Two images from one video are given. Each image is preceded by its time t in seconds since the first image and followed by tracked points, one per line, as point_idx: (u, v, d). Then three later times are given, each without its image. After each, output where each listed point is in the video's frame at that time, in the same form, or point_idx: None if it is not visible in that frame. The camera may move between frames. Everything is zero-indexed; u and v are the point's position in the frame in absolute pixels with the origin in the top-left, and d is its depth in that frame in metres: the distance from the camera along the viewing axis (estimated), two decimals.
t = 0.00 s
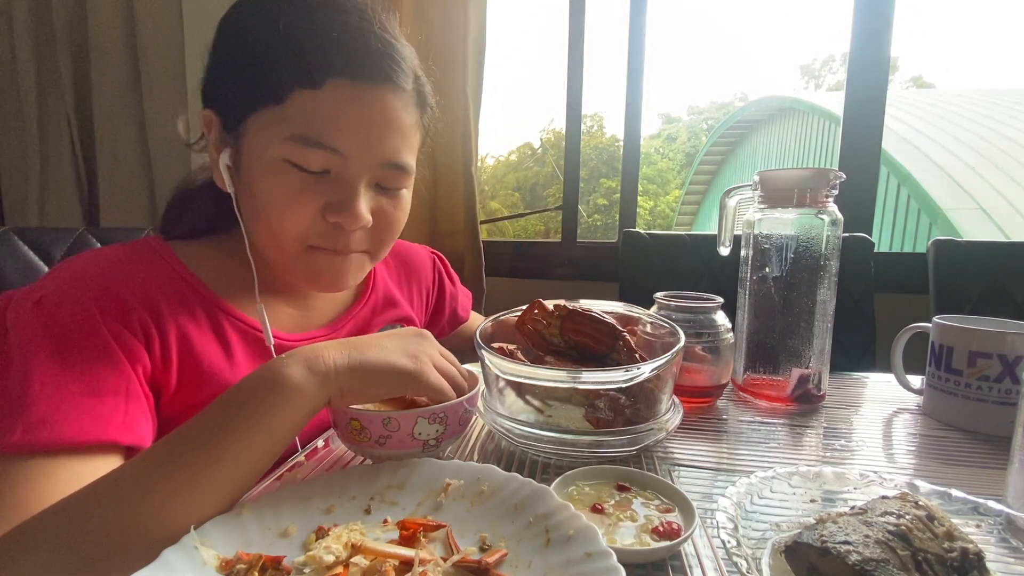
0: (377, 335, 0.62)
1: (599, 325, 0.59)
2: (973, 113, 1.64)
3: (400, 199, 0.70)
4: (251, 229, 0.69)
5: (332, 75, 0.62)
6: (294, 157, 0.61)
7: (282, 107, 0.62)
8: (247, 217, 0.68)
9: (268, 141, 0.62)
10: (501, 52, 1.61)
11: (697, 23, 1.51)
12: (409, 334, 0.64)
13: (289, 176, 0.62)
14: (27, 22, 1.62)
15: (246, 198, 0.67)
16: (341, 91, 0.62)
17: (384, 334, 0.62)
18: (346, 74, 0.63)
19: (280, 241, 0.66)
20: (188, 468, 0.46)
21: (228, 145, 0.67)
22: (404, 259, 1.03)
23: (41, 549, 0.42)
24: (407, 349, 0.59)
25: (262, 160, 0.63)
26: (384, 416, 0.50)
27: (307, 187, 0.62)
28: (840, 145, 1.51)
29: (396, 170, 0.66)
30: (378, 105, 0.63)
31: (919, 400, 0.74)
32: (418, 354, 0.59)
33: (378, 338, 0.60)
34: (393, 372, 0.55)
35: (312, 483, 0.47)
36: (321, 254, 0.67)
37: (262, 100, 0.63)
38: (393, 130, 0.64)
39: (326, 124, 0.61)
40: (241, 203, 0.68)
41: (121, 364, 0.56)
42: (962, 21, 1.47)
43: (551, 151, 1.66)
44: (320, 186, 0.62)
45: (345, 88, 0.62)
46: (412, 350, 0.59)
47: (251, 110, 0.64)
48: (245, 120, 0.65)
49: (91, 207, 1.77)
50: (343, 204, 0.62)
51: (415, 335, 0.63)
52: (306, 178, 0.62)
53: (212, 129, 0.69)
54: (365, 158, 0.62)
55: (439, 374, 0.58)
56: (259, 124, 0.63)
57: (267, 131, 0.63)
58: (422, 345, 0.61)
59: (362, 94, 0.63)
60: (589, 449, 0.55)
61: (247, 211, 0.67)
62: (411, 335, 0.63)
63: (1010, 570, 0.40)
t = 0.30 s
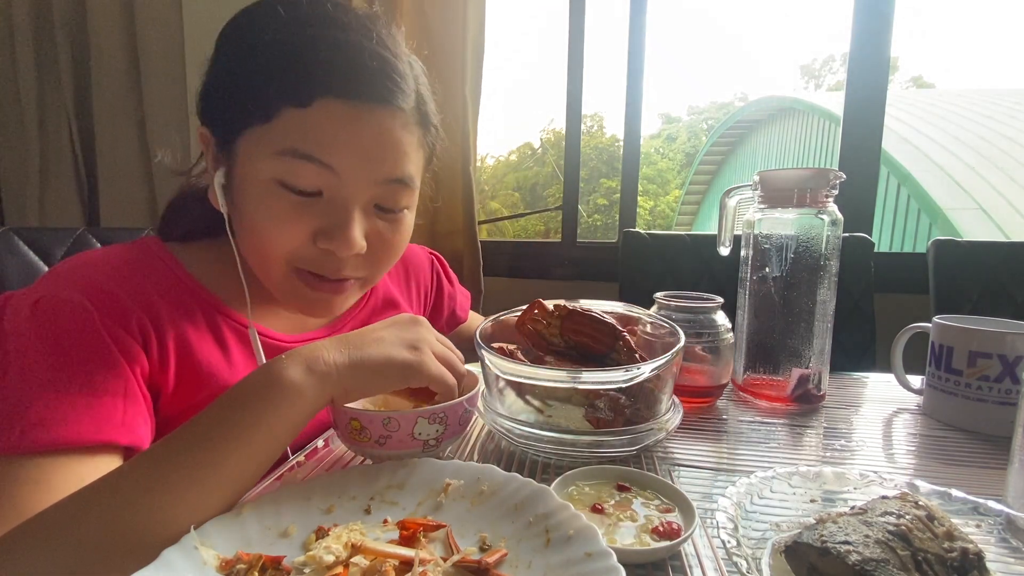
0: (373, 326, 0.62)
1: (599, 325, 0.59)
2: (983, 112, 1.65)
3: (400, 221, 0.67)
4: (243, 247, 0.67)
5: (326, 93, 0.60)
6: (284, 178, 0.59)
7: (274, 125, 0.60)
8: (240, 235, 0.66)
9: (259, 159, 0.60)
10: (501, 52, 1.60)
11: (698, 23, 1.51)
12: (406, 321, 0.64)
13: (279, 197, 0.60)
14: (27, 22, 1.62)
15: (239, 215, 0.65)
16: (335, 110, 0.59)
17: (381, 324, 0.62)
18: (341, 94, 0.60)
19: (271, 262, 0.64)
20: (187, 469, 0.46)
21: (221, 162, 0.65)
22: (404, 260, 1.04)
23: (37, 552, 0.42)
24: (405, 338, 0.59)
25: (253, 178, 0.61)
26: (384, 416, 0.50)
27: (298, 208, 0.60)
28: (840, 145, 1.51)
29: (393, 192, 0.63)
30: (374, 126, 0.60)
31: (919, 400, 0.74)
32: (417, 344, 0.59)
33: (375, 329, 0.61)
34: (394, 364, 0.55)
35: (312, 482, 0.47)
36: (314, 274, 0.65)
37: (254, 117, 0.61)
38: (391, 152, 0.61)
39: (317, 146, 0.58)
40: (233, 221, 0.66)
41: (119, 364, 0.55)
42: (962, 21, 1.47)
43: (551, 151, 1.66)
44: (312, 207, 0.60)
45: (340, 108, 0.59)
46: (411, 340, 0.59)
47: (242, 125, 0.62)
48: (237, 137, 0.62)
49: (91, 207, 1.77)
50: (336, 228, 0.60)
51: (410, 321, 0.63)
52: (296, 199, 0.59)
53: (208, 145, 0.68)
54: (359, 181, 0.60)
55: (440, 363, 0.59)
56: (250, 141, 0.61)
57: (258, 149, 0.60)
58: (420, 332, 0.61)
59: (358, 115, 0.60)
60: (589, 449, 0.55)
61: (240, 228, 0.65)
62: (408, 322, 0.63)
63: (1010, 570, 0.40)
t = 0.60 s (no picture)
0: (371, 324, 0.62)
1: (599, 325, 0.59)
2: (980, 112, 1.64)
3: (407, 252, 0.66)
4: (250, 273, 0.66)
5: (337, 136, 0.57)
6: (289, 215, 0.57)
7: (281, 163, 0.58)
8: (246, 261, 0.65)
9: (266, 193, 0.59)
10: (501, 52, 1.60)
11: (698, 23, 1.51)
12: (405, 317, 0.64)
13: (286, 233, 0.58)
14: (27, 22, 1.62)
15: (245, 242, 0.64)
16: (346, 154, 0.57)
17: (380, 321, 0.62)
18: (354, 137, 0.58)
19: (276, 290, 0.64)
20: (190, 469, 0.46)
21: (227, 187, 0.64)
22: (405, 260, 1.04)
23: (38, 550, 0.42)
24: (404, 334, 0.59)
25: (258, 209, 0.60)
26: (384, 415, 0.50)
27: (306, 244, 0.58)
28: (840, 145, 1.51)
29: (402, 229, 0.61)
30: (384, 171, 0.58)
31: (919, 400, 0.74)
32: (414, 339, 0.59)
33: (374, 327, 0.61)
34: (393, 361, 0.55)
35: (312, 482, 0.47)
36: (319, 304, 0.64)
37: (262, 150, 0.59)
38: (401, 192, 0.59)
39: (326, 187, 0.56)
40: (239, 247, 0.65)
41: (122, 367, 0.55)
42: (962, 21, 1.47)
43: (551, 151, 1.66)
44: (320, 244, 0.58)
45: (352, 151, 0.57)
46: (409, 336, 0.59)
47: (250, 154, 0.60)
48: (245, 167, 0.61)
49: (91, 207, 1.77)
50: (342, 266, 0.59)
51: (408, 318, 0.63)
52: (304, 236, 0.58)
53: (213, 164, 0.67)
54: (368, 220, 0.58)
55: (439, 357, 0.59)
56: (257, 173, 0.59)
57: (265, 183, 0.59)
58: (418, 328, 0.61)
59: (369, 159, 0.58)
60: (589, 449, 0.55)
61: (246, 254, 0.65)
62: (405, 319, 0.63)
63: (1010, 571, 0.40)
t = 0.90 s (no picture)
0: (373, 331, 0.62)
1: (599, 325, 0.59)
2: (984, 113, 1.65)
3: (410, 272, 0.66)
4: (248, 287, 0.66)
5: (341, 167, 0.56)
6: (291, 237, 0.57)
7: (284, 188, 0.57)
8: (244, 276, 0.65)
9: (268, 216, 0.58)
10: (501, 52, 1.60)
11: (698, 23, 1.52)
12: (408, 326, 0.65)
13: (288, 255, 0.58)
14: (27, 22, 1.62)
15: (244, 258, 0.64)
16: (350, 183, 0.57)
17: (382, 329, 0.63)
18: (358, 167, 0.57)
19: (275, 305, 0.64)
20: (191, 469, 0.46)
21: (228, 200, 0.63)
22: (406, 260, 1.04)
23: (39, 549, 0.42)
24: (405, 340, 0.59)
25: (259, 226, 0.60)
26: (384, 416, 0.50)
27: (307, 265, 0.58)
28: (840, 145, 1.51)
29: (402, 253, 0.62)
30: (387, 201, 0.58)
31: (919, 400, 0.74)
32: (416, 346, 0.59)
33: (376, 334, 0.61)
34: (393, 365, 0.55)
35: (313, 482, 0.47)
36: (316, 317, 0.65)
37: (264, 172, 0.58)
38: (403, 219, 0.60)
39: (328, 215, 0.56)
40: (238, 261, 0.65)
41: (124, 367, 0.55)
42: (962, 21, 1.47)
43: (551, 151, 1.66)
44: (320, 266, 0.59)
45: (356, 182, 0.57)
46: (410, 343, 0.59)
47: (250, 175, 0.59)
48: (246, 187, 0.60)
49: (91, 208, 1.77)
50: (341, 287, 0.59)
51: (411, 327, 0.64)
52: (305, 258, 0.58)
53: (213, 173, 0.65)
54: (369, 246, 0.58)
55: (440, 365, 0.59)
56: (258, 194, 0.59)
57: (267, 204, 0.58)
58: (421, 338, 0.62)
59: (373, 188, 0.57)
60: (589, 449, 0.55)
61: (245, 269, 0.65)
62: (408, 328, 0.63)
63: (1010, 571, 0.40)
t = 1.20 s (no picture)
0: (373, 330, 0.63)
1: (599, 325, 0.59)
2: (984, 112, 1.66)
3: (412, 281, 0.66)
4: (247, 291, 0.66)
5: (344, 176, 0.56)
6: (293, 242, 0.58)
7: (286, 196, 0.57)
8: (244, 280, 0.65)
9: (270, 222, 0.59)
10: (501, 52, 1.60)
11: (698, 23, 1.52)
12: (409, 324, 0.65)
13: (289, 261, 0.59)
14: (26, 22, 1.62)
15: (243, 264, 0.64)
16: (353, 193, 0.56)
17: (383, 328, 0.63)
18: (361, 177, 0.57)
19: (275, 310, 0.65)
20: (191, 469, 0.46)
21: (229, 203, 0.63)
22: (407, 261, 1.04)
23: (39, 549, 0.42)
24: (405, 340, 0.59)
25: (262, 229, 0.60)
26: (384, 415, 0.50)
27: (309, 271, 0.59)
28: (840, 145, 1.51)
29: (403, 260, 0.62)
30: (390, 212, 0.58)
31: (919, 400, 0.74)
32: (416, 345, 0.59)
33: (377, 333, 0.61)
34: (393, 365, 0.55)
35: (313, 482, 0.47)
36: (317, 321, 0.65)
37: (266, 179, 0.58)
38: (406, 226, 0.60)
39: (330, 223, 0.56)
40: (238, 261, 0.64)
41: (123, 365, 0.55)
42: (962, 21, 1.47)
43: (551, 151, 1.66)
44: (322, 270, 0.59)
45: (359, 191, 0.57)
46: (410, 342, 0.59)
47: (252, 181, 0.59)
48: (247, 193, 0.60)
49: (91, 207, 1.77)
50: (343, 291, 0.60)
51: (412, 326, 0.64)
52: (307, 264, 0.59)
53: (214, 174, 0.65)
54: (371, 254, 0.59)
55: (440, 365, 0.59)
56: (259, 200, 0.59)
57: (269, 211, 0.59)
58: (421, 337, 0.62)
59: (376, 198, 0.57)
60: (589, 449, 0.55)
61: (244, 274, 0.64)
62: (409, 327, 0.63)
63: (1010, 571, 0.40)
